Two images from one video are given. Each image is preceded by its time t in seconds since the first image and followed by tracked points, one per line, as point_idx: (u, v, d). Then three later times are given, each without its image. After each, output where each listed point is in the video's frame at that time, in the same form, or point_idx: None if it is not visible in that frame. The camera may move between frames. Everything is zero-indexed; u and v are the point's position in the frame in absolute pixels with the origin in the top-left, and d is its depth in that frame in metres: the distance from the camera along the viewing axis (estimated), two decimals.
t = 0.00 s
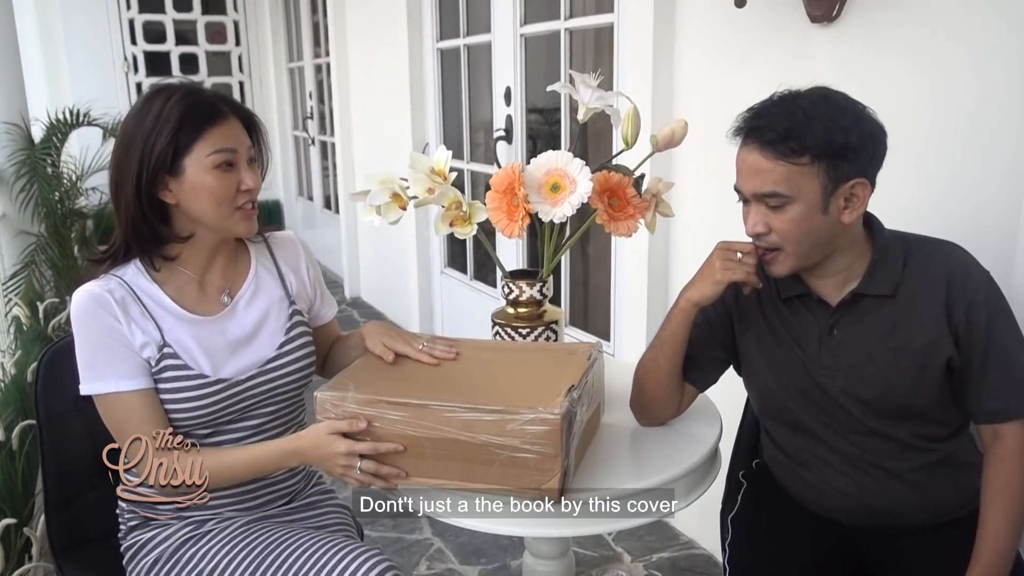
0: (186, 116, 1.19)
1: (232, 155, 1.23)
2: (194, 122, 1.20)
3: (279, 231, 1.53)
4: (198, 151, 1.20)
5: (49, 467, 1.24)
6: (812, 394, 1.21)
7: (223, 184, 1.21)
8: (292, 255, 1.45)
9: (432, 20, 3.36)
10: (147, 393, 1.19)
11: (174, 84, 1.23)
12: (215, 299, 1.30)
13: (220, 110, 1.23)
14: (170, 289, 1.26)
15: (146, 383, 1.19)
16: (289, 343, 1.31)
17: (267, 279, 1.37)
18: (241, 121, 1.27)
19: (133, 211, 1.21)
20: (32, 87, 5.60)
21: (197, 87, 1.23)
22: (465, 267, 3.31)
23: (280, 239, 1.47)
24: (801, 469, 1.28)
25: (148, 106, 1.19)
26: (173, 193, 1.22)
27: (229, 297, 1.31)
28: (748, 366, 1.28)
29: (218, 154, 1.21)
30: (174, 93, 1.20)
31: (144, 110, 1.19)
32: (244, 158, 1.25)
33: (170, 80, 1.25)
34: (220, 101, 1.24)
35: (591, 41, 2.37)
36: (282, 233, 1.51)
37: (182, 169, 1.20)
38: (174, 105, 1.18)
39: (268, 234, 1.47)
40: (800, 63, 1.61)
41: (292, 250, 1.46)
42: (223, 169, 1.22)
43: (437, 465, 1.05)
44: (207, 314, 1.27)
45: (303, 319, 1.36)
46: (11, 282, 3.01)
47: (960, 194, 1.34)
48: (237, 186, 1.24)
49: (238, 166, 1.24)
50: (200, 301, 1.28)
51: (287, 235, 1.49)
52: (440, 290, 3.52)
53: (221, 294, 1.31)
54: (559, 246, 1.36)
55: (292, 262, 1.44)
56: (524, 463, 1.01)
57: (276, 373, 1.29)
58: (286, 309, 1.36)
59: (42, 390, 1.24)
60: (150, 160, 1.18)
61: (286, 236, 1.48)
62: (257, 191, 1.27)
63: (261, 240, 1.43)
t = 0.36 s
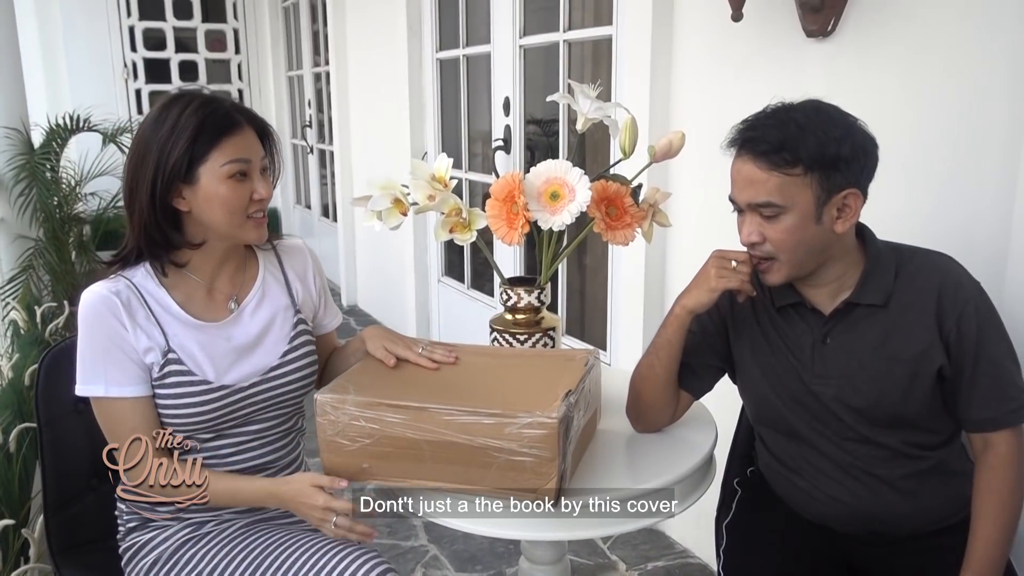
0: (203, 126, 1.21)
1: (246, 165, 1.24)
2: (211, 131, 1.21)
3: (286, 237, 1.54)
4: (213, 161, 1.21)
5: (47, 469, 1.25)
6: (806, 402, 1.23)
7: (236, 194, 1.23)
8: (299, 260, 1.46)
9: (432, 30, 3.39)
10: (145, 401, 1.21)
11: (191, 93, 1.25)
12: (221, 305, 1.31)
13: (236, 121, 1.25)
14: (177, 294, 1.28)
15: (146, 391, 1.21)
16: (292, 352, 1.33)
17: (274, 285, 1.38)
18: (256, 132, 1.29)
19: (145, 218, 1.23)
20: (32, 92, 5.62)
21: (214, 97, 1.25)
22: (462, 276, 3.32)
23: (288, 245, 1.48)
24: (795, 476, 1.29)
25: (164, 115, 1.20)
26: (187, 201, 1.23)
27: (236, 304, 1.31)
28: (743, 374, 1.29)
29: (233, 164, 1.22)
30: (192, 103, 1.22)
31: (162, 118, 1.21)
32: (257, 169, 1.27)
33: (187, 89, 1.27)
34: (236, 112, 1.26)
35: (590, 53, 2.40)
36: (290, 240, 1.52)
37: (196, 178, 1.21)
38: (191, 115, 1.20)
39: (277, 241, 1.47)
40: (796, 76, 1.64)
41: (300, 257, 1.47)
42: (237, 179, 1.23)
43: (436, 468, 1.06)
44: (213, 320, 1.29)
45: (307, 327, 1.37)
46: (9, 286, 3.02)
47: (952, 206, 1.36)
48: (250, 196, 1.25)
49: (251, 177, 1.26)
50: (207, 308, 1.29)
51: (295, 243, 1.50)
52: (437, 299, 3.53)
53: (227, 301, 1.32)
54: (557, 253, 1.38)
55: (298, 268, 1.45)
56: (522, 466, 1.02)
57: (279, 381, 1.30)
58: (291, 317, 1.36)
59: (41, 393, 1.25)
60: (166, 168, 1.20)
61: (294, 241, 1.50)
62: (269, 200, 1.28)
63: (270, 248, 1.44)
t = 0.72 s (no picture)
0: (213, 127, 1.21)
1: (255, 167, 1.24)
2: (220, 133, 1.21)
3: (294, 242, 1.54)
4: (222, 162, 1.21)
5: (45, 469, 1.25)
6: (806, 407, 1.22)
7: (244, 196, 1.23)
8: (307, 265, 1.45)
9: (435, 36, 3.40)
10: (143, 403, 1.21)
11: (201, 95, 1.25)
12: (226, 309, 1.30)
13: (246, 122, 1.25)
14: (181, 296, 1.27)
15: (144, 394, 1.21)
16: (294, 358, 1.32)
17: (279, 290, 1.37)
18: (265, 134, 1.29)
19: (153, 219, 1.23)
20: (35, 95, 5.64)
21: (224, 99, 1.26)
22: (463, 281, 3.32)
23: (296, 249, 1.47)
24: (794, 483, 1.29)
25: (174, 117, 1.20)
26: (195, 203, 1.23)
27: (240, 307, 1.31)
28: (743, 379, 1.29)
29: (241, 166, 1.22)
30: (202, 105, 1.22)
31: (171, 120, 1.21)
32: (266, 172, 1.27)
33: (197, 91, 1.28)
34: (246, 114, 1.26)
35: (592, 59, 2.40)
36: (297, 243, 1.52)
37: (205, 179, 1.21)
38: (201, 116, 1.21)
39: (283, 244, 1.46)
40: (798, 82, 1.64)
41: (306, 260, 1.46)
42: (245, 181, 1.23)
43: (434, 471, 1.05)
44: (217, 323, 1.28)
45: (310, 333, 1.37)
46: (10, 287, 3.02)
47: (954, 213, 1.36)
48: (258, 198, 1.25)
49: (260, 180, 1.26)
50: (211, 310, 1.29)
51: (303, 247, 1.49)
52: (437, 304, 3.53)
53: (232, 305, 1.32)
54: (557, 257, 1.38)
55: (305, 272, 1.44)
56: (520, 468, 1.02)
57: (280, 386, 1.30)
58: (294, 322, 1.36)
59: (41, 393, 1.24)
60: (175, 169, 1.20)
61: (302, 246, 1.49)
62: (278, 204, 1.28)
63: (276, 252, 1.43)
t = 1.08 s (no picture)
0: (213, 121, 1.20)
1: (253, 163, 1.23)
2: (220, 127, 1.20)
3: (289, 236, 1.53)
4: (219, 157, 1.20)
5: (32, 461, 1.23)
6: (799, 404, 1.22)
7: (240, 192, 1.22)
8: (302, 259, 1.44)
9: (431, 31, 3.38)
10: (134, 398, 1.20)
11: (203, 88, 1.24)
12: (219, 304, 1.29)
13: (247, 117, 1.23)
14: (175, 290, 1.26)
15: (134, 387, 1.20)
16: (287, 355, 1.31)
17: (273, 285, 1.36)
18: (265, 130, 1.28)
19: (148, 211, 1.21)
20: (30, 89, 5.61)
21: (226, 93, 1.24)
22: (457, 278, 3.32)
23: (292, 244, 1.46)
24: (787, 480, 1.28)
25: (174, 108, 1.19)
26: (190, 196, 1.22)
27: (234, 303, 1.30)
28: (736, 376, 1.29)
29: (239, 161, 1.21)
30: (203, 98, 1.21)
31: (171, 112, 1.19)
32: (264, 168, 1.25)
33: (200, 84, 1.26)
34: (248, 109, 1.25)
35: (588, 55, 2.39)
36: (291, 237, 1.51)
37: (202, 173, 1.20)
38: (202, 109, 1.19)
39: (279, 239, 1.45)
40: (793, 79, 1.63)
41: (301, 255, 1.45)
42: (243, 176, 1.22)
43: (424, 466, 1.04)
44: (209, 318, 1.27)
45: (304, 329, 1.36)
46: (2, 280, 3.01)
47: (948, 211, 1.36)
48: (255, 195, 1.24)
49: (258, 176, 1.24)
50: (203, 305, 1.28)
51: (299, 242, 1.48)
52: (432, 301, 3.52)
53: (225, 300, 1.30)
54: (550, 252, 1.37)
55: (300, 266, 1.43)
56: (510, 464, 1.01)
57: (273, 383, 1.29)
58: (288, 319, 1.35)
59: (29, 384, 1.23)
60: (172, 162, 1.19)
61: (297, 240, 1.48)
62: (274, 201, 1.27)
63: (273, 247, 1.42)
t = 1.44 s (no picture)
0: (207, 110, 1.18)
1: (249, 152, 1.22)
2: (215, 116, 1.19)
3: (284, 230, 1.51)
4: (215, 146, 1.19)
5: (21, 455, 1.22)
6: (794, 400, 1.21)
7: (236, 181, 1.20)
8: (296, 253, 1.43)
9: (427, 23, 3.36)
10: (126, 392, 1.19)
11: (196, 77, 1.22)
12: (214, 296, 1.28)
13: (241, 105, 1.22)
14: (169, 282, 1.25)
15: (127, 381, 1.18)
16: (282, 350, 1.30)
17: (267, 280, 1.35)
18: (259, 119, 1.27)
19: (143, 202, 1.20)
20: (23, 80, 5.58)
21: (220, 82, 1.23)
22: (453, 272, 3.31)
23: (287, 238, 1.45)
24: (781, 475, 1.28)
25: (168, 97, 1.18)
26: (185, 186, 1.20)
27: (229, 296, 1.29)
28: (731, 370, 1.28)
29: (234, 150, 1.20)
30: (197, 87, 1.19)
31: (165, 101, 1.18)
32: (260, 157, 1.24)
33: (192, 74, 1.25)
34: (242, 98, 1.23)
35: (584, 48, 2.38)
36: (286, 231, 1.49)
37: (197, 162, 1.19)
38: (196, 98, 1.18)
39: (275, 233, 1.44)
40: (790, 72, 1.62)
41: (296, 249, 1.43)
42: (239, 165, 1.21)
43: (416, 461, 1.03)
44: (205, 311, 1.26)
45: (298, 325, 1.35)
46: None
47: (945, 206, 1.35)
48: (250, 184, 1.22)
49: (253, 165, 1.23)
50: (198, 298, 1.26)
51: (294, 236, 1.46)
52: (427, 294, 3.51)
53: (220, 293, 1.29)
54: (544, 246, 1.36)
55: (296, 261, 1.42)
56: (503, 459, 1.00)
57: (267, 378, 1.28)
58: (283, 314, 1.34)
59: (18, 377, 1.22)
60: (167, 152, 1.17)
61: (291, 234, 1.47)
62: (270, 190, 1.25)
63: (267, 240, 1.41)
